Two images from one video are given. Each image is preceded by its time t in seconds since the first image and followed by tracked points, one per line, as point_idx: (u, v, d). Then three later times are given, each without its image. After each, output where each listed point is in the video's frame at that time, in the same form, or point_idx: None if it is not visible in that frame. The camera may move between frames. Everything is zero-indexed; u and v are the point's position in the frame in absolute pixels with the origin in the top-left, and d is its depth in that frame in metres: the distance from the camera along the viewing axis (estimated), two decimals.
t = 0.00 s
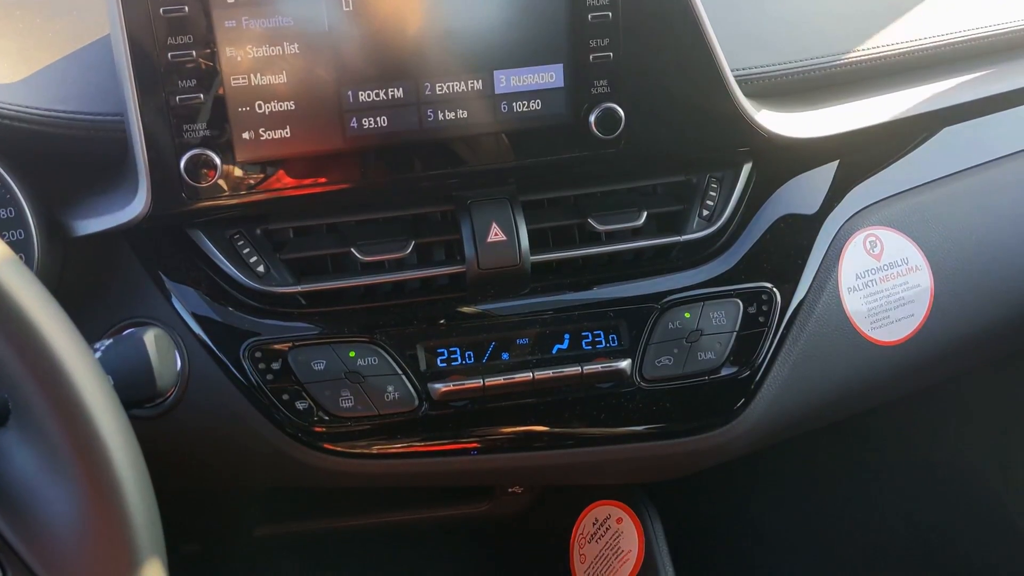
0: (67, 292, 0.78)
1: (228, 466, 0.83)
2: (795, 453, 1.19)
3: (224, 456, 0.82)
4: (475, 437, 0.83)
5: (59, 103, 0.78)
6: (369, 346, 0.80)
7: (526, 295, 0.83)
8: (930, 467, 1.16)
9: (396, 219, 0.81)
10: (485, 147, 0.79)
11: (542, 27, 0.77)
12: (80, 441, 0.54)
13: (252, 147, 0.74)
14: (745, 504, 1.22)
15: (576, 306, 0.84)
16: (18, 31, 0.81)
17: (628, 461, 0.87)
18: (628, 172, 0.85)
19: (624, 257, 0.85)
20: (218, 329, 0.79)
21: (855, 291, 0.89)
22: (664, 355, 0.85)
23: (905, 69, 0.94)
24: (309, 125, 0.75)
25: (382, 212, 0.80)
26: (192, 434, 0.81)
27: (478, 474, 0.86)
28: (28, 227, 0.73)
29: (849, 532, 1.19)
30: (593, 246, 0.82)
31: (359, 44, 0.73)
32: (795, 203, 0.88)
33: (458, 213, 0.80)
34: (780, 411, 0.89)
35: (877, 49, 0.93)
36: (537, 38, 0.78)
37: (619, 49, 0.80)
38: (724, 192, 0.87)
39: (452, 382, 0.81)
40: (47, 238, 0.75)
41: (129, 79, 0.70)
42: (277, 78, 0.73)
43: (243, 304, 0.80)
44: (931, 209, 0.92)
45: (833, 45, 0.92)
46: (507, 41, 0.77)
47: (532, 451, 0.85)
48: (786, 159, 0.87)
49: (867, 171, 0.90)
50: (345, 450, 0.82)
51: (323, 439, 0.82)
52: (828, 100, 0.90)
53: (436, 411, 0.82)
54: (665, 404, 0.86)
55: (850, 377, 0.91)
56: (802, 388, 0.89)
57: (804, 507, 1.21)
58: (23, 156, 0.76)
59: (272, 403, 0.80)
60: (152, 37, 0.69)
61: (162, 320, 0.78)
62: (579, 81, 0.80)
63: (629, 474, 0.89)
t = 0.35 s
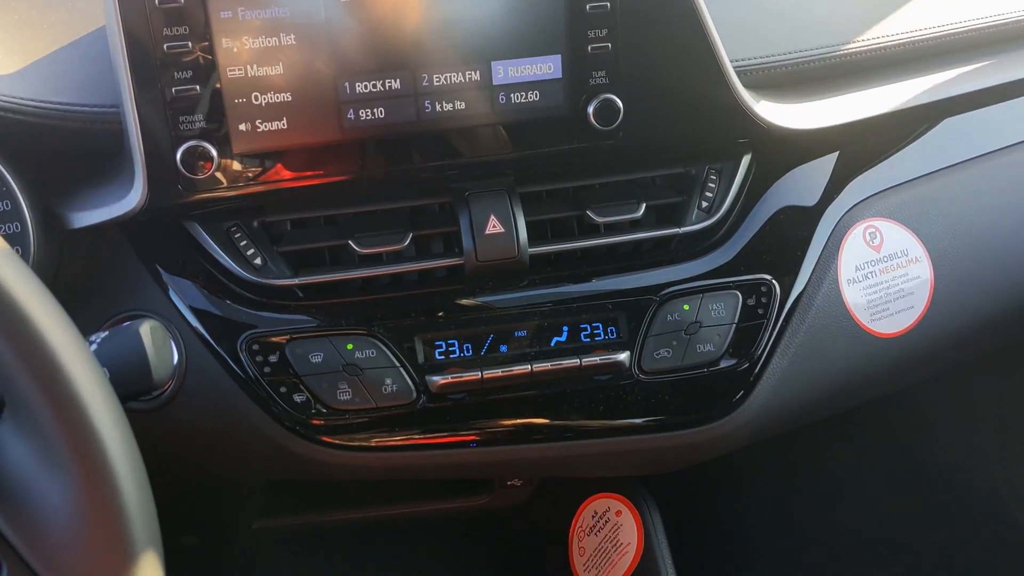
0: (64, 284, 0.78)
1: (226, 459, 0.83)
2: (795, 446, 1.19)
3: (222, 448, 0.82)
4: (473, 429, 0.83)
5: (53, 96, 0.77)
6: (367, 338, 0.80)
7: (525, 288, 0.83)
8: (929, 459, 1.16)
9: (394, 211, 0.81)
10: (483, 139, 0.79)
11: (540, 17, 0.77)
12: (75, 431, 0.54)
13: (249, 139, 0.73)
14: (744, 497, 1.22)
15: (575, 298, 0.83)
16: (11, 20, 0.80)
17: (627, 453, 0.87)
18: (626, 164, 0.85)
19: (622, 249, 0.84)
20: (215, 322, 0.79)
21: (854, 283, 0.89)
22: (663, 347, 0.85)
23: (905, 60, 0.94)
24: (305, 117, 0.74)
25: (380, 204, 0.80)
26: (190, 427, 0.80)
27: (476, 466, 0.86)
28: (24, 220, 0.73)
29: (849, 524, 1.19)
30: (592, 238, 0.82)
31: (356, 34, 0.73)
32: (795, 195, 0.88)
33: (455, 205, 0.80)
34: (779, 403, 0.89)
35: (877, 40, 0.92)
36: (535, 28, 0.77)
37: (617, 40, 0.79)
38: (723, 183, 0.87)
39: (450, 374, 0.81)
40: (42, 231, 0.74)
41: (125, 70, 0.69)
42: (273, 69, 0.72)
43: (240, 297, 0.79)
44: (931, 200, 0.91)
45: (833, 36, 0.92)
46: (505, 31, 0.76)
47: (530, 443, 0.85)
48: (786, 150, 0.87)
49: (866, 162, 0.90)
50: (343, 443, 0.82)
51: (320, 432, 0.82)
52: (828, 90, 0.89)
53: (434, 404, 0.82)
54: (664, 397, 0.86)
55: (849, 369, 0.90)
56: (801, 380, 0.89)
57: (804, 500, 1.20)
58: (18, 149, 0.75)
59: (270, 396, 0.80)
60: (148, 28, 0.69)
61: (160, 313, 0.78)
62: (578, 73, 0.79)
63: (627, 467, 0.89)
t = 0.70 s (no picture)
0: (60, 277, 0.78)
1: (223, 452, 0.83)
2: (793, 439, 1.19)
3: (219, 442, 0.82)
4: (470, 422, 0.83)
5: (49, 88, 0.77)
6: (363, 331, 0.80)
7: (522, 280, 0.82)
8: (928, 452, 1.15)
9: (390, 203, 0.80)
10: (480, 130, 0.78)
11: (537, 7, 0.77)
12: (66, 422, 0.54)
13: (245, 131, 0.73)
14: (743, 490, 1.22)
15: (572, 291, 0.83)
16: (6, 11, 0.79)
17: (625, 446, 0.87)
18: (624, 156, 0.85)
19: (620, 242, 0.84)
20: (212, 315, 0.78)
21: (853, 275, 0.89)
22: (661, 339, 0.85)
23: (904, 51, 0.93)
24: (301, 109, 0.74)
25: (376, 197, 0.80)
26: (187, 420, 0.80)
27: (474, 459, 0.86)
28: (21, 215, 0.73)
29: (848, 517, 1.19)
30: (589, 231, 0.82)
31: (352, 25, 0.73)
32: (793, 187, 0.88)
33: (453, 197, 0.80)
34: (777, 395, 0.89)
35: (876, 31, 0.92)
36: (532, 19, 0.77)
37: (615, 31, 0.79)
38: (721, 176, 0.87)
39: (447, 367, 0.81)
40: (38, 223, 0.74)
41: (120, 62, 0.69)
42: (269, 61, 0.72)
43: (236, 290, 0.79)
44: (930, 192, 0.91)
45: (831, 27, 0.91)
46: (501, 22, 0.76)
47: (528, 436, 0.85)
48: (784, 142, 0.87)
49: (865, 154, 0.89)
50: (340, 435, 0.82)
51: (318, 425, 0.81)
52: (827, 82, 0.89)
53: (431, 397, 0.81)
54: (662, 389, 0.86)
55: (848, 361, 0.90)
56: (800, 372, 0.89)
57: (803, 493, 1.20)
58: (12, 141, 0.75)
59: (266, 389, 0.80)
60: (143, 20, 0.68)
61: (156, 306, 0.78)
62: (575, 64, 0.79)
63: (625, 459, 0.89)
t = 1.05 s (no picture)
0: (56, 271, 0.77)
1: (221, 446, 0.83)
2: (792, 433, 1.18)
3: (216, 436, 0.82)
4: (468, 416, 0.83)
5: (44, 81, 0.77)
6: (361, 325, 0.80)
7: (520, 274, 0.82)
8: (927, 447, 1.15)
9: (388, 197, 0.80)
10: (478, 123, 0.78)
11: None
12: (63, 418, 0.54)
13: (242, 124, 0.73)
14: (742, 484, 1.22)
15: (571, 285, 0.83)
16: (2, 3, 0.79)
17: (624, 440, 0.87)
18: (622, 149, 0.84)
19: (619, 235, 0.84)
20: (209, 309, 0.78)
21: (852, 269, 0.89)
22: (660, 333, 0.84)
23: (904, 43, 0.93)
24: (298, 102, 0.73)
25: (374, 190, 0.80)
26: (184, 414, 0.80)
27: (472, 453, 0.86)
28: (16, 207, 0.73)
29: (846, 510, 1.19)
30: (588, 225, 0.81)
31: (348, 17, 0.72)
32: (792, 181, 0.88)
33: (451, 190, 0.80)
34: (776, 389, 0.89)
35: (876, 23, 0.92)
36: (529, 11, 0.76)
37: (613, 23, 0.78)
38: (720, 169, 0.86)
39: (445, 361, 0.80)
40: (34, 217, 0.74)
41: (114, 53, 0.68)
42: (265, 53, 0.71)
43: (233, 284, 0.79)
44: (930, 185, 0.91)
45: (831, 19, 0.91)
46: (499, 14, 0.75)
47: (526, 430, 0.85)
48: (783, 135, 0.87)
49: (864, 147, 0.89)
50: (338, 430, 0.82)
51: (315, 419, 0.81)
52: (826, 75, 0.88)
53: (429, 391, 0.81)
54: (661, 383, 0.85)
55: (847, 355, 0.90)
56: (798, 366, 0.89)
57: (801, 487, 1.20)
58: (8, 134, 0.75)
59: (264, 383, 0.80)
60: (139, 12, 0.68)
61: (153, 300, 0.78)
62: (573, 56, 0.79)
63: (624, 453, 0.89)
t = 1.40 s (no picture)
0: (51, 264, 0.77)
1: (218, 441, 0.82)
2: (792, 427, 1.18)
3: (213, 429, 0.81)
4: (466, 410, 0.82)
5: (39, 72, 0.77)
6: (358, 318, 0.79)
7: (518, 267, 0.82)
8: (928, 440, 1.15)
9: (385, 189, 0.79)
10: (476, 115, 0.77)
11: None
12: (58, 413, 0.53)
13: (237, 116, 0.72)
14: (742, 478, 1.22)
15: (569, 278, 0.82)
16: None
17: (623, 433, 0.86)
18: (621, 141, 0.84)
19: (618, 228, 0.83)
20: (205, 302, 0.78)
21: (852, 261, 0.88)
22: (659, 326, 0.84)
23: (905, 35, 0.92)
24: (294, 94, 0.73)
25: (371, 182, 0.79)
26: (180, 408, 0.80)
27: (471, 447, 0.85)
28: (10, 199, 0.72)
29: (846, 505, 1.19)
30: (587, 217, 0.81)
31: (345, 8, 0.72)
32: (792, 173, 0.87)
33: (448, 182, 0.79)
34: (776, 382, 0.88)
35: (876, 15, 0.91)
36: (527, 2, 0.76)
37: (612, 14, 0.78)
38: (719, 161, 0.86)
39: (443, 354, 0.80)
40: (28, 210, 0.73)
41: (109, 43, 0.68)
42: (261, 44, 0.71)
43: (230, 277, 0.78)
44: (930, 178, 0.90)
45: (831, 11, 0.90)
46: (497, 5, 0.75)
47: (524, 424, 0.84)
48: (783, 127, 0.86)
49: (864, 139, 0.88)
50: (336, 423, 0.81)
51: (313, 413, 0.81)
52: (826, 66, 0.88)
53: (427, 384, 0.81)
54: (660, 376, 0.85)
55: (847, 348, 0.89)
56: (798, 359, 0.88)
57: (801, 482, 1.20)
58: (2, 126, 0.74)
59: (261, 376, 0.79)
60: (134, 2, 0.67)
61: (148, 293, 0.77)
62: (572, 47, 0.78)
63: (624, 447, 0.88)
